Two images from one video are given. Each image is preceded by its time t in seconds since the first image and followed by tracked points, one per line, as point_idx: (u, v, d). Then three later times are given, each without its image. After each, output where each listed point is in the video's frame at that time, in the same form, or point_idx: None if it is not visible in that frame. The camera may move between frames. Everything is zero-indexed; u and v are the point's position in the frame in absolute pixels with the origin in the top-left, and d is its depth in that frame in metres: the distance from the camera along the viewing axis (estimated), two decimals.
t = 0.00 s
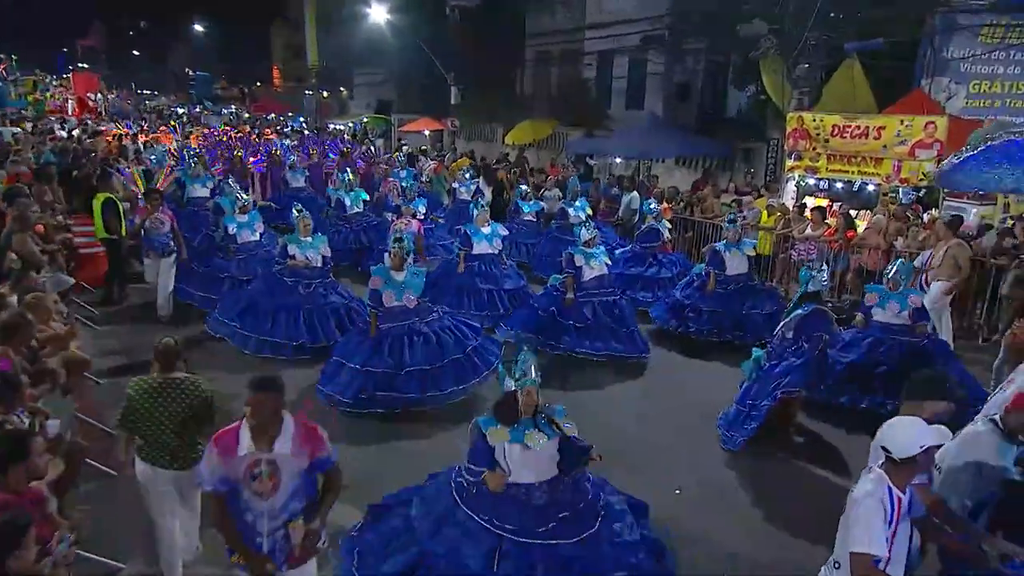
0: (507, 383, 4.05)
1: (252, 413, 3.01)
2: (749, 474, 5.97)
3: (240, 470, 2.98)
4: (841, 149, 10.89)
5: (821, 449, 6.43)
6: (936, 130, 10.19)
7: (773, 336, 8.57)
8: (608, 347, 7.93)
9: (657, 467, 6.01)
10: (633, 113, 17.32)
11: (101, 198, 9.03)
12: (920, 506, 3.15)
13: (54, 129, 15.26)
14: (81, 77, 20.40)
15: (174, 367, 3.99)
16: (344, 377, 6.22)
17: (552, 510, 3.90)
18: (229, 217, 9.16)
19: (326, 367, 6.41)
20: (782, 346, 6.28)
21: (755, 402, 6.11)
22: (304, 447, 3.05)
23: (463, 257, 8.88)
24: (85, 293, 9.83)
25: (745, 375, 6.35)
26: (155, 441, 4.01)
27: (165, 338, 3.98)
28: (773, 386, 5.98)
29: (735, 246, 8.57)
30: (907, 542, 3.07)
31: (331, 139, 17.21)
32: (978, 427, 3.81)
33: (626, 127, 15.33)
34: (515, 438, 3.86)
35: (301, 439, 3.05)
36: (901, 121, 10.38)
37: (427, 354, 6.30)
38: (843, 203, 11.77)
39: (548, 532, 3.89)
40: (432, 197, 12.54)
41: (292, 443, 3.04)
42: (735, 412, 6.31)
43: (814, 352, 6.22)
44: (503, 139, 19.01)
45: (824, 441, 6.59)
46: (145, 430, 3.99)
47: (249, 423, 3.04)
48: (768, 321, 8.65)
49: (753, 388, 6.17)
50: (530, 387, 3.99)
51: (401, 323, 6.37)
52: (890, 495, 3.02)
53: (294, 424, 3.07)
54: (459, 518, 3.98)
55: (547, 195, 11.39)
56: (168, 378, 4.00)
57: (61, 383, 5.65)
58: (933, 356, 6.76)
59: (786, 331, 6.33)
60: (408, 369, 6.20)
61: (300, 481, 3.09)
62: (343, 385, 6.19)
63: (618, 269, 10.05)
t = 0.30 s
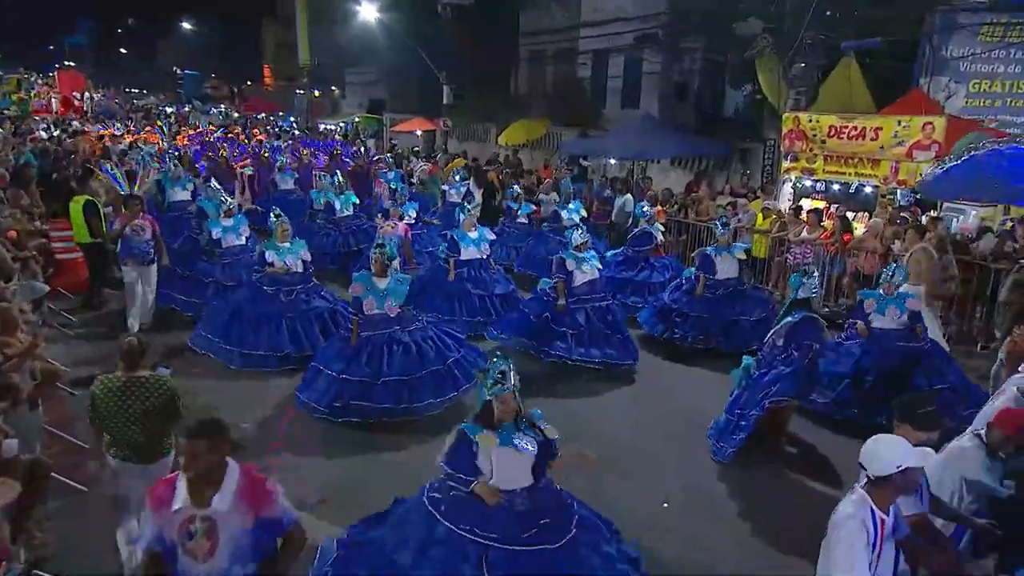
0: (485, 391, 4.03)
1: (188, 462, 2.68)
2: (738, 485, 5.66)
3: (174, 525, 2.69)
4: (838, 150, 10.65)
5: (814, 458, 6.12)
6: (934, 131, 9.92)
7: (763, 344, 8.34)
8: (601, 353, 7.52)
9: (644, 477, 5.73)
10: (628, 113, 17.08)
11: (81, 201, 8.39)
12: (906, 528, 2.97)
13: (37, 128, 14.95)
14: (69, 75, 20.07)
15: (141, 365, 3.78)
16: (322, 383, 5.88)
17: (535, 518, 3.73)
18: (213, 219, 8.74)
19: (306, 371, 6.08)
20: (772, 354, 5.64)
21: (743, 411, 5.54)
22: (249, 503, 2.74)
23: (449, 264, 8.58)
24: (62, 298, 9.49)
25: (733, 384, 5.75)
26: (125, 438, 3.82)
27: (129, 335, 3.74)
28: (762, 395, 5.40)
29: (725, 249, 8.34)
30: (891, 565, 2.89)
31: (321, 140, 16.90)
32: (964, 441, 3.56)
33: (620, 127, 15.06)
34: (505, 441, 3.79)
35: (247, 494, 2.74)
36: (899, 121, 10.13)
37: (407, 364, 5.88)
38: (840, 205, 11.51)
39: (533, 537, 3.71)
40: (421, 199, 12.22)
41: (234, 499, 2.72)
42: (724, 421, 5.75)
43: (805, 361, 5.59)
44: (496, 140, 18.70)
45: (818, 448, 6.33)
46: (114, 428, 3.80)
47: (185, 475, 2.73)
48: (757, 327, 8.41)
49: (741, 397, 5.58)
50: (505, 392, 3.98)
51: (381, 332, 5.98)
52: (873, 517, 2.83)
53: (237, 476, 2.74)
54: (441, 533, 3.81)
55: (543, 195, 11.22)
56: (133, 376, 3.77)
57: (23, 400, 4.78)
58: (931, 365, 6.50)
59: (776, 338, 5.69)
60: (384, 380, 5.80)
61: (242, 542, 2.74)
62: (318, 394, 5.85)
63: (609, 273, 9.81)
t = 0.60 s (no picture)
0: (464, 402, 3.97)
1: (99, 526, 2.54)
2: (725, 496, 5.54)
3: None
4: (831, 153, 10.59)
5: (803, 466, 5.98)
6: (927, 135, 9.76)
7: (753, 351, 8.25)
8: (596, 367, 7.40)
9: (629, 487, 5.58)
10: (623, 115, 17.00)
11: (67, 206, 7.81)
12: (887, 549, 2.87)
13: (27, 131, 14.85)
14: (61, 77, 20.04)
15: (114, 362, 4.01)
16: (303, 393, 5.81)
17: (514, 525, 3.81)
18: (203, 225, 8.62)
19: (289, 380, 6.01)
20: (760, 364, 5.49)
21: (729, 421, 5.46)
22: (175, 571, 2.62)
23: (439, 271, 8.44)
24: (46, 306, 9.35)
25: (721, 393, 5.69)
26: (96, 434, 4.01)
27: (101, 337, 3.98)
28: (748, 406, 5.30)
29: (715, 254, 8.25)
30: None
31: (314, 142, 16.80)
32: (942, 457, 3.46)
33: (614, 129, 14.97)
34: (479, 455, 3.78)
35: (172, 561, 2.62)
36: (893, 125, 10.03)
37: (387, 374, 5.82)
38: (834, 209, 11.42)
39: (515, 547, 3.77)
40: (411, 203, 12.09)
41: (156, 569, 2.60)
42: (712, 431, 5.68)
43: (792, 371, 5.41)
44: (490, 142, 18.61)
45: (808, 455, 6.21)
46: (86, 423, 3.97)
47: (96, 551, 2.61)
48: (744, 336, 8.34)
49: (729, 407, 5.50)
50: (483, 402, 3.93)
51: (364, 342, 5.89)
52: (848, 537, 2.76)
53: (162, 545, 2.61)
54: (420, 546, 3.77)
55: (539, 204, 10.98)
56: (106, 374, 3.97)
57: None
58: (922, 374, 6.40)
59: (763, 347, 5.50)
60: (365, 390, 5.74)
61: None
62: (297, 402, 5.79)
63: (600, 276, 9.77)
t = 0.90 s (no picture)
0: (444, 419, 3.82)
1: None
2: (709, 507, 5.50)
3: None
4: (824, 159, 10.56)
5: (794, 475, 5.95)
6: (919, 141, 9.65)
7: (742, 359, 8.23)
8: (588, 377, 7.39)
9: (617, 497, 5.58)
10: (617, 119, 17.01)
11: (56, 214, 7.73)
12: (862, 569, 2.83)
13: (20, 137, 14.85)
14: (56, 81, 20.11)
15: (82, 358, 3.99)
16: (291, 402, 5.82)
17: (510, 533, 3.80)
18: (193, 233, 8.54)
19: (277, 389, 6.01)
20: (744, 374, 5.45)
21: (714, 433, 5.44)
22: None
23: (429, 280, 8.40)
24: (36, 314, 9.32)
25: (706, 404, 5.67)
26: (57, 431, 3.93)
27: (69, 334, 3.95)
28: (734, 419, 5.28)
29: (706, 262, 8.21)
30: None
31: (308, 147, 16.82)
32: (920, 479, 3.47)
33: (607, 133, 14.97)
34: (463, 469, 3.72)
35: None
36: (885, 130, 9.94)
37: (377, 383, 5.75)
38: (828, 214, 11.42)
39: (512, 555, 3.78)
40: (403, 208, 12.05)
41: None
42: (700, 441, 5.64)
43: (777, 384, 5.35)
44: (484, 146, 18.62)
45: (799, 463, 6.19)
46: (48, 419, 3.91)
47: None
48: (733, 343, 8.33)
49: (714, 418, 5.48)
50: (466, 413, 3.80)
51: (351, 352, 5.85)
52: (822, 557, 2.73)
53: None
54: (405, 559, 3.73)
55: (531, 207, 11.21)
56: (72, 371, 3.96)
57: None
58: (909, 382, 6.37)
59: (747, 358, 5.44)
60: (354, 397, 5.70)
61: None
62: (285, 411, 5.79)
63: (589, 283, 9.70)
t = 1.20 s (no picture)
0: (431, 425, 3.82)
1: None
2: (699, 518, 5.47)
3: None
4: (821, 162, 10.54)
5: (786, 484, 5.94)
6: (916, 145, 9.70)
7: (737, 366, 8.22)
8: (578, 383, 7.42)
9: (606, 507, 5.59)
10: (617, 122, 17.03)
11: (54, 221, 7.81)
12: None
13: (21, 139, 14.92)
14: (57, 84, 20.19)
15: (62, 360, 4.37)
16: (281, 413, 5.82)
17: (480, 537, 3.84)
18: (183, 239, 8.45)
19: (262, 399, 6.00)
20: (733, 383, 5.46)
21: (704, 443, 5.44)
22: None
23: (425, 285, 8.43)
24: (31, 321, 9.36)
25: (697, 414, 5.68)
26: (37, 424, 4.33)
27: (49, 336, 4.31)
28: (724, 429, 5.26)
29: (700, 267, 8.24)
30: None
31: (308, 150, 16.87)
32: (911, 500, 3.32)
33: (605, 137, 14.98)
34: (450, 473, 3.78)
35: None
36: (882, 134, 9.93)
37: (369, 391, 5.78)
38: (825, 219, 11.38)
39: (485, 557, 3.82)
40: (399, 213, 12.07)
41: None
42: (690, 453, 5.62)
43: (763, 391, 5.35)
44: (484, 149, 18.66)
45: (790, 472, 6.19)
46: (26, 413, 4.29)
47: None
48: (728, 350, 8.31)
49: (705, 428, 5.47)
50: (456, 419, 3.90)
51: (339, 360, 5.86)
52: None
53: None
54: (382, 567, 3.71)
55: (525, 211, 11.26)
56: (54, 370, 4.35)
57: None
58: (902, 392, 6.34)
59: (735, 366, 5.47)
60: (348, 407, 5.72)
61: None
62: (277, 422, 5.78)
63: (581, 287, 9.73)
